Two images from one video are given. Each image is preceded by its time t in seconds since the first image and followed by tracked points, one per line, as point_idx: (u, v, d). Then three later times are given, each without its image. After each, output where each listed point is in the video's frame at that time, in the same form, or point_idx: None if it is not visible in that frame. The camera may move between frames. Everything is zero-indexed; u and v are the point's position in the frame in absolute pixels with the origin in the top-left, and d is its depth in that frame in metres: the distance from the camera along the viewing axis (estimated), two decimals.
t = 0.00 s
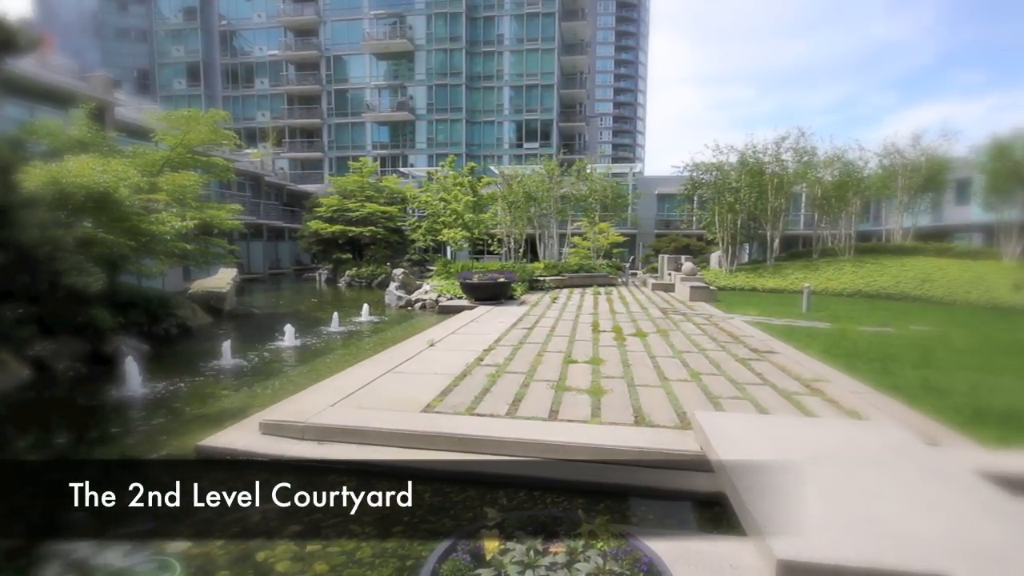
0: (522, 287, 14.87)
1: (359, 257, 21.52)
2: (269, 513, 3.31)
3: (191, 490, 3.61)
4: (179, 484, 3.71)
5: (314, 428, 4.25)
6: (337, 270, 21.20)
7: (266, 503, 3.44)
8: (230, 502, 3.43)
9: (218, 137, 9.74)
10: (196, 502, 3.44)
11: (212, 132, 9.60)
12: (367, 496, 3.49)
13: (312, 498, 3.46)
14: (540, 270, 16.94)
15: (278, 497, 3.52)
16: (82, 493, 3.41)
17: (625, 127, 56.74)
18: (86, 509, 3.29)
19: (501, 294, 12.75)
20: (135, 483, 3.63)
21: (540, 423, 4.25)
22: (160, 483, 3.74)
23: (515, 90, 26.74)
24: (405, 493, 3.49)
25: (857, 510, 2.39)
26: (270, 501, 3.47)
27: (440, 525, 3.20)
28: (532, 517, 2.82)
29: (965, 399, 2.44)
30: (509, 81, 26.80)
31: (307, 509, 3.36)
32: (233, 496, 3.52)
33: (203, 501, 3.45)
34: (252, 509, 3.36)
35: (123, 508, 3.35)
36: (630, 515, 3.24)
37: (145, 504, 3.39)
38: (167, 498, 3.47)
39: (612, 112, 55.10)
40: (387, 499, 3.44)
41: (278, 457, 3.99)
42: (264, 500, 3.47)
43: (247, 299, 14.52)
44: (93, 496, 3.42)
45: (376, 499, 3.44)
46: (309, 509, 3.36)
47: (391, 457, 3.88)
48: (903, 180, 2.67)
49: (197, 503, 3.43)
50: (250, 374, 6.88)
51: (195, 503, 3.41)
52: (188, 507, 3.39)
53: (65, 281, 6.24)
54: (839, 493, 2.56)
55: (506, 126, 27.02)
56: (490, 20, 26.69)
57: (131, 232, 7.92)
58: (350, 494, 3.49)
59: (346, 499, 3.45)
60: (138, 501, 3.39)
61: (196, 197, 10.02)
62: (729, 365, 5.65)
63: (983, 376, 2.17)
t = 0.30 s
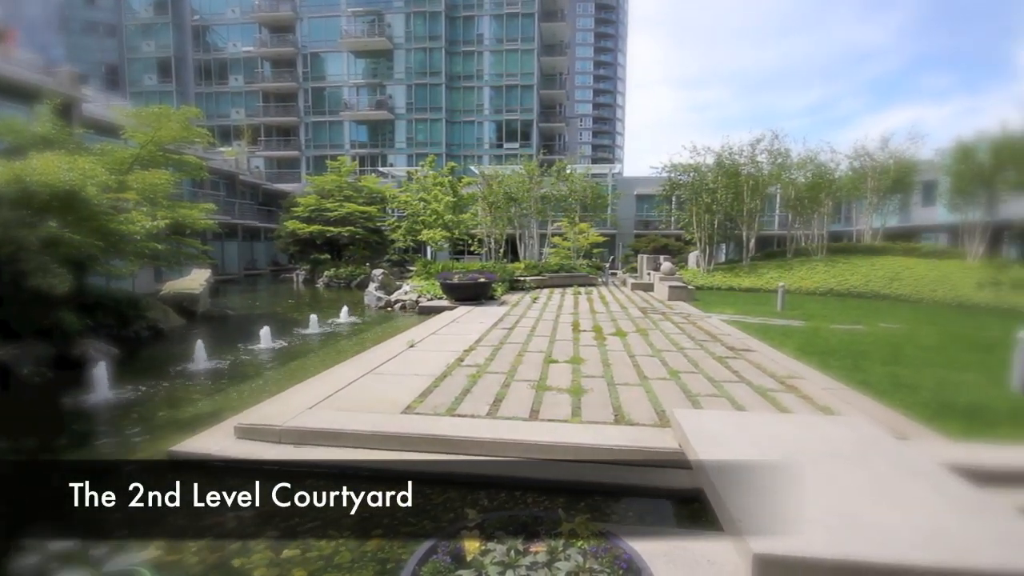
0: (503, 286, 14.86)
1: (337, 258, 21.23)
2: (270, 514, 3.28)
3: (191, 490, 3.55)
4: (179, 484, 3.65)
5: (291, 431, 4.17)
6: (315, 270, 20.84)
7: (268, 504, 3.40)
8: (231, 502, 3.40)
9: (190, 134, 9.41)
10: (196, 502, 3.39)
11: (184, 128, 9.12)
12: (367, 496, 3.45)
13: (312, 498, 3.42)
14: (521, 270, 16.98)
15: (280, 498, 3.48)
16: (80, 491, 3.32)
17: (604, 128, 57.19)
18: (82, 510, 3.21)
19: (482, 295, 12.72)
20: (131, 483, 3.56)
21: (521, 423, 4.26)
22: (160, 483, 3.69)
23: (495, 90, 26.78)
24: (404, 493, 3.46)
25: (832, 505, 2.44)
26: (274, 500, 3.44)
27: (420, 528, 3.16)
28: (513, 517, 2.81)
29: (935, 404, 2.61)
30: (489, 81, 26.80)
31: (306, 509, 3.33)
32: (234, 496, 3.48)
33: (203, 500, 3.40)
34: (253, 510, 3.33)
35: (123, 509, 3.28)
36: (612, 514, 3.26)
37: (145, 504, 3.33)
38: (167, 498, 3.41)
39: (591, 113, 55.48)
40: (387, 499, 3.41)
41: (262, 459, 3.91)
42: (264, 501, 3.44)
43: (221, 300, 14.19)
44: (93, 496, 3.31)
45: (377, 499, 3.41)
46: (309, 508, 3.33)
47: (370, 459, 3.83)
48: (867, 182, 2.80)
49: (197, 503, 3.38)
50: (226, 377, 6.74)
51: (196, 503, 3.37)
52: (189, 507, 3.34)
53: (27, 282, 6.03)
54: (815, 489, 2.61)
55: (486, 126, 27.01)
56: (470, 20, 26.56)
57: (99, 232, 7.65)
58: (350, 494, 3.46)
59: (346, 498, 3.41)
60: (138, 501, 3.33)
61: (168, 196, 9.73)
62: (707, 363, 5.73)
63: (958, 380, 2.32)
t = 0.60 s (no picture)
0: (473, 286, 14.81)
1: (303, 259, 20.69)
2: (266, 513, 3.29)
3: (191, 490, 3.53)
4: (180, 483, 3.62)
5: (253, 436, 4.04)
6: (280, 271, 20.02)
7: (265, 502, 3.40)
8: (231, 502, 3.39)
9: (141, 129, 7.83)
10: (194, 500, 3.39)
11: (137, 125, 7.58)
12: (367, 496, 3.41)
13: (312, 498, 3.39)
14: (490, 270, 16.95)
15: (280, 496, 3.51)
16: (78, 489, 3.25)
17: (571, 129, 57.65)
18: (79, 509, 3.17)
19: (452, 295, 12.63)
20: (129, 479, 3.51)
21: (491, 423, 4.25)
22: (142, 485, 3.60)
23: (464, 89, 26.66)
24: (404, 493, 3.40)
25: (787, 498, 2.62)
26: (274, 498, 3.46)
27: (389, 532, 3.10)
28: (483, 517, 2.79)
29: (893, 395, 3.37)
30: (458, 80, 26.64)
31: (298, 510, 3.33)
32: (233, 496, 3.47)
33: (203, 501, 3.39)
34: (257, 508, 3.36)
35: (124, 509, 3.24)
36: (581, 511, 3.30)
37: (145, 503, 3.30)
38: (167, 497, 3.38)
39: (558, 113, 55.73)
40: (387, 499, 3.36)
41: (237, 462, 3.83)
42: (264, 501, 3.43)
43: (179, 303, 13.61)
44: (93, 496, 3.31)
45: (377, 499, 3.37)
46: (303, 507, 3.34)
47: (336, 464, 3.74)
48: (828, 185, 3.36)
49: (197, 503, 3.37)
50: (184, 383, 6.47)
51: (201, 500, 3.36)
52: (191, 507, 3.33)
53: None
54: (773, 480, 2.78)
55: (455, 126, 26.81)
56: (437, 19, 26.24)
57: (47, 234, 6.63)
58: (349, 494, 3.42)
59: (347, 497, 3.41)
60: (138, 501, 3.29)
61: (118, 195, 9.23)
62: (673, 361, 5.85)
63: (908, 371, 3.22)
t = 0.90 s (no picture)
0: (446, 287, 14.75)
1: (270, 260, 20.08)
2: (247, 516, 3.25)
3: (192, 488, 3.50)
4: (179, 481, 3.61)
5: (217, 442, 3.91)
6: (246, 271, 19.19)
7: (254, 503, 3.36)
8: (230, 502, 3.33)
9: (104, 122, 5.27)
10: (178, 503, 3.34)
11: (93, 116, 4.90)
12: (367, 495, 3.34)
13: (312, 498, 3.34)
14: (463, 270, 16.88)
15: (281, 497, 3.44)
16: (79, 488, 3.26)
17: (544, 130, 57.85)
18: (76, 508, 3.18)
19: (425, 295, 12.55)
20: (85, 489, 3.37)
21: (463, 424, 4.23)
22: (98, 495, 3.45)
23: (435, 89, 26.45)
24: (404, 492, 3.40)
25: (762, 487, 2.70)
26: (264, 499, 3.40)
27: (361, 537, 3.05)
28: (456, 518, 2.77)
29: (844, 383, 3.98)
30: (429, 79, 26.38)
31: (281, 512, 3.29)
32: (233, 495, 3.40)
33: (203, 500, 3.35)
34: (255, 509, 3.34)
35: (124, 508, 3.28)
36: (554, 510, 3.31)
37: (145, 504, 3.32)
38: (166, 497, 3.39)
39: (530, 114, 55.94)
40: (387, 499, 3.32)
41: (201, 469, 3.70)
42: (265, 501, 3.38)
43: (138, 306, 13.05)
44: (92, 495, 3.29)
45: (377, 498, 3.31)
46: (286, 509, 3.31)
47: (304, 469, 3.65)
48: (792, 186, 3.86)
49: (197, 504, 3.33)
50: (143, 390, 6.21)
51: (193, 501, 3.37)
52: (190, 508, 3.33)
53: None
54: (749, 468, 2.85)
55: (427, 126, 26.52)
56: (409, 17, 25.89)
57: None
58: (350, 493, 3.36)
59: (347, 498, 3.34)
60: (138, 501, 3.32)
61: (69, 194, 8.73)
62: (644, 359, 5.93)
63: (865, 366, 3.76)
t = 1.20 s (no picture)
0: (423, 287, 14.62)
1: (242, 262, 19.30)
2: (228, 521, 3.19)
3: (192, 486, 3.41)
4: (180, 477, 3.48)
5: (185, 449, 3.80)
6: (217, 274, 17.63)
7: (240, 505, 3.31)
8: (230, 503, 3.23)
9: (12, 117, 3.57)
10: (160, 507, 3.28)
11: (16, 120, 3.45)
12: (367, 496, 3.27)
13: (312, 498, 3.25)
14: (441, 270, 16.80)
15: (281, 497, 3.34)
16: (78, 486, 3.08)
17: (520, 130, 57.87)
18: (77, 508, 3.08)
19: (401, 296, 12.42)
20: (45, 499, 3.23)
21: (440, 425, 4.21)
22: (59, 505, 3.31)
23: (411, 88, 26.14)
24: (404, 492, 3.32)
25: (736, 478, 2.73)
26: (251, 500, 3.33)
27: (336, 542, 3.01)
28: (432, 520, 2.74)
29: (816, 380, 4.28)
30: (405, 78, 26.04)
31: (264, 517, 3.26)
32: (233, 496, 3.27)
33: (203, 500, 3.24)
34: (254, 509, 3.26)
35: (123, 509, 3.21)
36: (533, 509, 3.33)
37: (145, 504, 3.22)
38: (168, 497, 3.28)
39: (507, 115, 55.95)
40: (387, 499, 3.25)
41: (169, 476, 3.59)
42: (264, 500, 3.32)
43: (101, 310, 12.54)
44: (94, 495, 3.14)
45: (376, 498, 3.24)
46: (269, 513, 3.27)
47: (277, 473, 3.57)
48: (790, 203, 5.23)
49: (198, 505, 3.25)
50: (106, 395, 5.97)
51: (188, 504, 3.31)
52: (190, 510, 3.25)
53: None
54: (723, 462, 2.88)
55: (402, 125, 26.19)
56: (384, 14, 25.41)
57: None
58: (349, 493, 3.27)
59: (347, 498, 3.25)
60: (138, 501, 3.22)
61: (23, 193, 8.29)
62: (621, 358, 5.99)
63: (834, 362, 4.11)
